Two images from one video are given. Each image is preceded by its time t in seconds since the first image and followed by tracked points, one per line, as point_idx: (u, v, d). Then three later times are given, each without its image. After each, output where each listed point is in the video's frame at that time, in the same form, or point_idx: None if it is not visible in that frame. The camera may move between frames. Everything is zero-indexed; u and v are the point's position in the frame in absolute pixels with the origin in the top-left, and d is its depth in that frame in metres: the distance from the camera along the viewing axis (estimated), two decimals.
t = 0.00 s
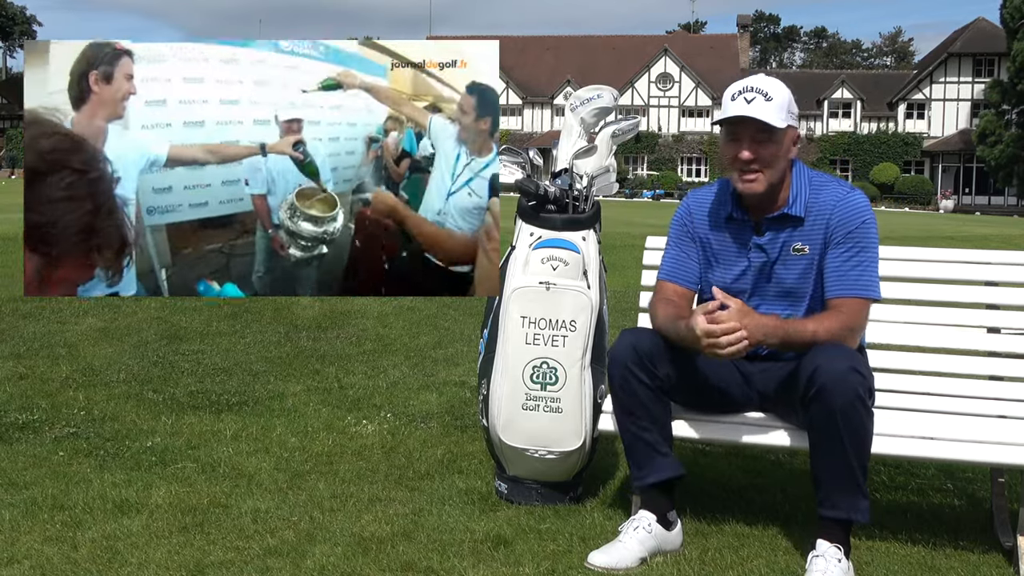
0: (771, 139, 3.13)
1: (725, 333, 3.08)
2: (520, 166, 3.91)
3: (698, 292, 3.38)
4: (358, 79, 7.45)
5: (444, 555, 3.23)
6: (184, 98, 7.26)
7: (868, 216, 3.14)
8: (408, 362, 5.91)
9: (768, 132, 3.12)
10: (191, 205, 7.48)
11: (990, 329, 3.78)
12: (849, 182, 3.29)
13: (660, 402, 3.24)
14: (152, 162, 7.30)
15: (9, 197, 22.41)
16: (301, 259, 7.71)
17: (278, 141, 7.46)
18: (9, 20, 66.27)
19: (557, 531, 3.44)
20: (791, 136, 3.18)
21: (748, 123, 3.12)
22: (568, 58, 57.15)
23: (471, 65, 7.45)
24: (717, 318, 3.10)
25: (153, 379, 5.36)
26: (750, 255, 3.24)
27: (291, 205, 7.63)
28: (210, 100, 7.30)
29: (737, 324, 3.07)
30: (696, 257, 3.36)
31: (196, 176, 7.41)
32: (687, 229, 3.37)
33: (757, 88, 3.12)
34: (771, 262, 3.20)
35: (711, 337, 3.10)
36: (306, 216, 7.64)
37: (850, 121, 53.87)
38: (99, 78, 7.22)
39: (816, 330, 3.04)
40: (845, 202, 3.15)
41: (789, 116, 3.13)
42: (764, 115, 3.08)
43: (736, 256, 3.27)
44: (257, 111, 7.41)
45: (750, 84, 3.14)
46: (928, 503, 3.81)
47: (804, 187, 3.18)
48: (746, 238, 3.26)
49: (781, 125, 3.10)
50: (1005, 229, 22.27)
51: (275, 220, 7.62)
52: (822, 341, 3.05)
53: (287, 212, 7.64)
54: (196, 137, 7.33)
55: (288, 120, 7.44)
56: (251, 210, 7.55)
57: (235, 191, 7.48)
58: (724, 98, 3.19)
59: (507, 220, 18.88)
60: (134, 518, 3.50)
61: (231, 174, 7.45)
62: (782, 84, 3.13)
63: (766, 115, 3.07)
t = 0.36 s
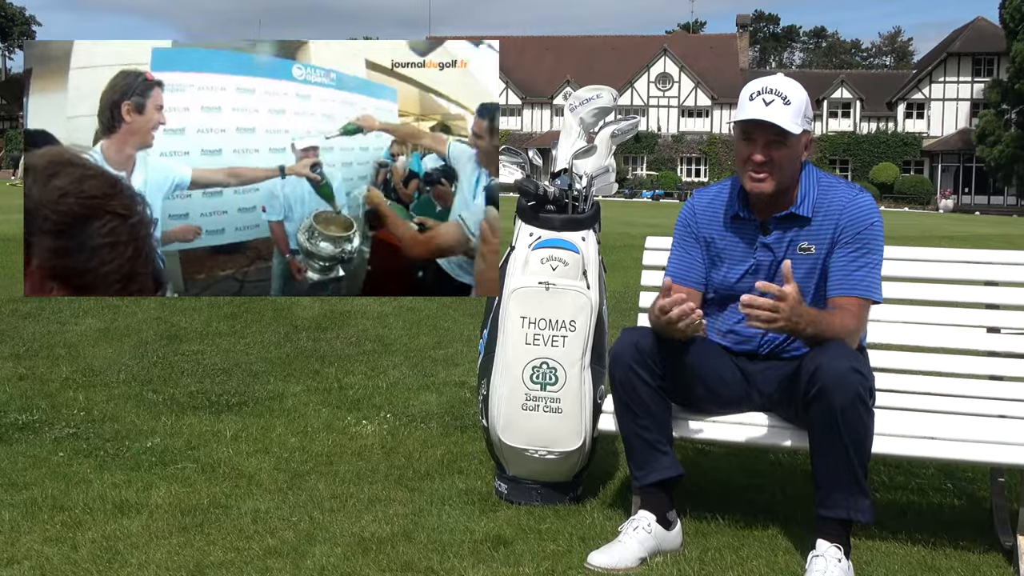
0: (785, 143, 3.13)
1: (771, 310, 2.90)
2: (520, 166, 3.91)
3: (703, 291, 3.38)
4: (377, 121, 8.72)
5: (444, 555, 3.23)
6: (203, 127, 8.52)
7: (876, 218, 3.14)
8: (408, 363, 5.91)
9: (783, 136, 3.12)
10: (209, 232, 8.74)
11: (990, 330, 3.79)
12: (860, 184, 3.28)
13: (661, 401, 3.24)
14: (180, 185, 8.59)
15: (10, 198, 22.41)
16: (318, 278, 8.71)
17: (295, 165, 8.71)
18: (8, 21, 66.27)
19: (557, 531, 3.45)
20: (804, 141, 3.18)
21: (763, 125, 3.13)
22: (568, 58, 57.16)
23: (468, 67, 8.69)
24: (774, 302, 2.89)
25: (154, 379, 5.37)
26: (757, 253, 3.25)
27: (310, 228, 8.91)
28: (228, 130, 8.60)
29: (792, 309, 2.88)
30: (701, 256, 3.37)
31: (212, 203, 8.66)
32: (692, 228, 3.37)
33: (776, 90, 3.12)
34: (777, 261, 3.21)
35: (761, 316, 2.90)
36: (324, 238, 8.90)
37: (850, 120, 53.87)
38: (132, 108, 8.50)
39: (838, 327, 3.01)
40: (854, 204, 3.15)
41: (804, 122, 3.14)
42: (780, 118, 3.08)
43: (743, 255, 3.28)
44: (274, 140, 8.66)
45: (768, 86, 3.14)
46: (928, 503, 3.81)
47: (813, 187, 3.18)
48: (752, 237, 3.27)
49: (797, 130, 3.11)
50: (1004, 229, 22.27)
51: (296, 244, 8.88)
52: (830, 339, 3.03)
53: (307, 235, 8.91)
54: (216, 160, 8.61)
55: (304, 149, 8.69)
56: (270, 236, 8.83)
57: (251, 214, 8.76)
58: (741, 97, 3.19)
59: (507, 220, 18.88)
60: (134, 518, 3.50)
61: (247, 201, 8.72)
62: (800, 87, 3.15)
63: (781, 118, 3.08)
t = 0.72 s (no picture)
0: (787, 141, 3.13)
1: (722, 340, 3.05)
2: (520, 165, 3.91)
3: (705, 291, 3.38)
4: (377, 126, 7.53)
5: (444, 555, 3.23)
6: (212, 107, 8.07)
7: (877, 217, 3.14)
8: (408, 362, 5.90)
9: (784, 134, 3.12)
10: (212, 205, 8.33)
11: (990, 329, 3.79)
12: (861, 184, 3.29)
13: (660, 401, 3.23)
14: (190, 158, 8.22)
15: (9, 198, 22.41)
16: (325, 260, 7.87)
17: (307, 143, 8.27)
18: (8, 20, 66.22)
19: (557, 531, 3.44)
20: (806, 139, 3.18)
21: (764, 124, 3.12)
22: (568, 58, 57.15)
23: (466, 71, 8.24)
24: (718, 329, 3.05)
25: (154, 378, 5.36)
26: (758, 254, 3.24)
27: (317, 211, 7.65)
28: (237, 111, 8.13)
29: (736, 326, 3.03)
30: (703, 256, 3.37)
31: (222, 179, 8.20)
32: (694, 227, 3.37)
33: (776, 89, 3.12)
34: (780, 260, 3.21)
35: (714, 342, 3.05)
36: (330, 221, 7.69)
37: (850, 120, 53.85)
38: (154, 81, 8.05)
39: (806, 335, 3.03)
40: (856, 203, 3.15)
41: (806, 120, 3.14)
42: (782, 115, 3.08)
43: (744, 255, 3.27)
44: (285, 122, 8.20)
45: (770, 85, 3.13)
46: (928, 503, 3.81)
47: (815, 187, 3.18)
48: (754, 237, 3.26)
49: (798, 128, 3.10)
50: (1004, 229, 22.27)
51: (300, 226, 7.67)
52: (816, 341, 3.03)
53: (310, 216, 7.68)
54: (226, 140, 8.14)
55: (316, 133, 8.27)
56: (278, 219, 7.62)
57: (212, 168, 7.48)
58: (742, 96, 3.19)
59: (507, 220, 18.87)
60: (134, 518, 3.49)
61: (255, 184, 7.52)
62: (801, 85, 3.14)
63: (783, 116, 3.07)
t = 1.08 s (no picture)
0: (773, 140, 3.13)
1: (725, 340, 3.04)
2: (520, 165, 3.90)
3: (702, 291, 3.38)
4: (401, 141, 8.46)
5: (444, 555, 3.23)
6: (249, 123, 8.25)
7: (871, 217, 3.14)
8: (408, 363, 5.90)
9: (769, 133, 3.12)
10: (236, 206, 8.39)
11: (991, 329, 3.79)
12: (854, 183, 3.28)
13: (661, 401, 3.24)
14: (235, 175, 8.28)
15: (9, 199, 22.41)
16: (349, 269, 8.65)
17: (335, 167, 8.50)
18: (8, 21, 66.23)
19: (557, 531, 3.44)
20: (793, 136, 3.18)
21: (749, 125, 3.13)
22: (568, 58, 57.14)
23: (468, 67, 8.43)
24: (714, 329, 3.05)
25: (154, 379, 5.37)
26: (753, 254, 3.24)
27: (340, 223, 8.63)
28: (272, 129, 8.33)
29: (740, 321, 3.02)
30: (699, 257, 3.37)
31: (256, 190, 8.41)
32: (690, 229, 3.38)
33: (757, 90, 3.13)
34: (775, 261, 3.21)
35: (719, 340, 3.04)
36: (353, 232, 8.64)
37: (849, 120, 53.84)
38: (195, 109, 8.22)
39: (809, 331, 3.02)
40: (850, 203, 3.15)
41: (790, 116, 3.14)
42: (765, 115, 3.08)
43: (740, 256, 3.28)
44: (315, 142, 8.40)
45: (749, 86, 3.14)
46: (929, 503, 3.81)
47: (808, 187, 3.18)
48: (749, 237, 3.26)
49: (782, 125, 3.10)
50: (1005, 228, 22.25)
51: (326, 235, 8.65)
52: (818, 340, 3.03)
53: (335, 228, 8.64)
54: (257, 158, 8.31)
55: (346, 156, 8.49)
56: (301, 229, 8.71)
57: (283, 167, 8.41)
58: (725, 99, 3.20)
59: (507, 220, 18.86)
60: (134, 518, 3.50)
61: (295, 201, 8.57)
62: (781, 84, 3.15)
63: (766, 116, 3.08)
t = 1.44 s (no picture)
0: (756, 143, 3.13)
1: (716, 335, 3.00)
2: (520, 165, 3.90)
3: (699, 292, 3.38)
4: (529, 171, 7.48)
5: (444, 555, 3.23)
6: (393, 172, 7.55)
7: (866, 216, 3.13)
8: (408, 363, 5.90)
9: (752, 136, 3.12)
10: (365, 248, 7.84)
11: (991, 330, 3.78)
12: (847, 182, 3.28)
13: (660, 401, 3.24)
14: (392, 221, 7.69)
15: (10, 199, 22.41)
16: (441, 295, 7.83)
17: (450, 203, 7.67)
18: (9, 21, 66.24)
19: (557, 531, 3.44)
20: (778, 135, 3.17)
21: (732, 132, 3.13)
22: (568, 58, 57.13)
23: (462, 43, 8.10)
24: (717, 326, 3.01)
25: (154, 379, 5.37)
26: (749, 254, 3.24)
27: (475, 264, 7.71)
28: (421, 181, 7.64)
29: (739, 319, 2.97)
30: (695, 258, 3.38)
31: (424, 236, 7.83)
32: (686, 230, 3.39)
33: (736, 95, 3.13)
34: (769, 260, 3.20)
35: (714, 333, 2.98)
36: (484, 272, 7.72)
37: (850, 120, 53.84)
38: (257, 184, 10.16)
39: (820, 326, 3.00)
40: (844, 202, 3.15)
41: (773, 117, 3.13)
42: (748, 121, 3.08)
43: (735, 256, 3.28)
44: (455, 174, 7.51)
45: (728, 94, 3.14)
46: (929, 503, 3.81)
47: (800, 186, 3.18)
48: (743, 238, 3.27)
49: (765, 127, 3.10)
50: (1005, 229, 22.25)
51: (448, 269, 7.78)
52: (822, 339, 3.03)
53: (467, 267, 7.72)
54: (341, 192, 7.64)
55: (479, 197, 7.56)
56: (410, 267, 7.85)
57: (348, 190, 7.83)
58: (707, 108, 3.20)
59: (507, 220, 18.86)
60: (134, 518, 3.50)
61: (434, 239, 7.84)
62: (759, 84, 3.14)
63: (749, 121, 3.08)
